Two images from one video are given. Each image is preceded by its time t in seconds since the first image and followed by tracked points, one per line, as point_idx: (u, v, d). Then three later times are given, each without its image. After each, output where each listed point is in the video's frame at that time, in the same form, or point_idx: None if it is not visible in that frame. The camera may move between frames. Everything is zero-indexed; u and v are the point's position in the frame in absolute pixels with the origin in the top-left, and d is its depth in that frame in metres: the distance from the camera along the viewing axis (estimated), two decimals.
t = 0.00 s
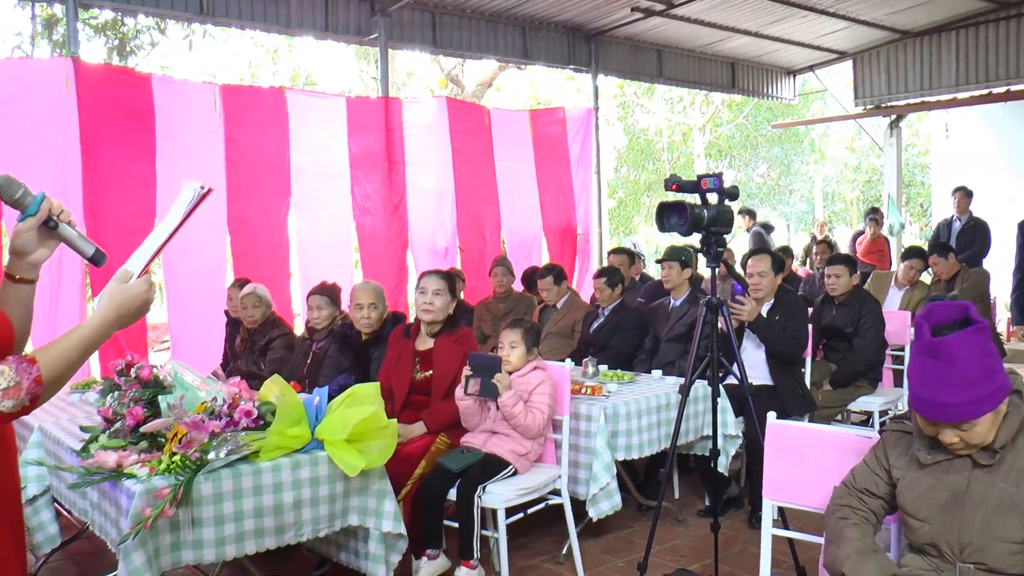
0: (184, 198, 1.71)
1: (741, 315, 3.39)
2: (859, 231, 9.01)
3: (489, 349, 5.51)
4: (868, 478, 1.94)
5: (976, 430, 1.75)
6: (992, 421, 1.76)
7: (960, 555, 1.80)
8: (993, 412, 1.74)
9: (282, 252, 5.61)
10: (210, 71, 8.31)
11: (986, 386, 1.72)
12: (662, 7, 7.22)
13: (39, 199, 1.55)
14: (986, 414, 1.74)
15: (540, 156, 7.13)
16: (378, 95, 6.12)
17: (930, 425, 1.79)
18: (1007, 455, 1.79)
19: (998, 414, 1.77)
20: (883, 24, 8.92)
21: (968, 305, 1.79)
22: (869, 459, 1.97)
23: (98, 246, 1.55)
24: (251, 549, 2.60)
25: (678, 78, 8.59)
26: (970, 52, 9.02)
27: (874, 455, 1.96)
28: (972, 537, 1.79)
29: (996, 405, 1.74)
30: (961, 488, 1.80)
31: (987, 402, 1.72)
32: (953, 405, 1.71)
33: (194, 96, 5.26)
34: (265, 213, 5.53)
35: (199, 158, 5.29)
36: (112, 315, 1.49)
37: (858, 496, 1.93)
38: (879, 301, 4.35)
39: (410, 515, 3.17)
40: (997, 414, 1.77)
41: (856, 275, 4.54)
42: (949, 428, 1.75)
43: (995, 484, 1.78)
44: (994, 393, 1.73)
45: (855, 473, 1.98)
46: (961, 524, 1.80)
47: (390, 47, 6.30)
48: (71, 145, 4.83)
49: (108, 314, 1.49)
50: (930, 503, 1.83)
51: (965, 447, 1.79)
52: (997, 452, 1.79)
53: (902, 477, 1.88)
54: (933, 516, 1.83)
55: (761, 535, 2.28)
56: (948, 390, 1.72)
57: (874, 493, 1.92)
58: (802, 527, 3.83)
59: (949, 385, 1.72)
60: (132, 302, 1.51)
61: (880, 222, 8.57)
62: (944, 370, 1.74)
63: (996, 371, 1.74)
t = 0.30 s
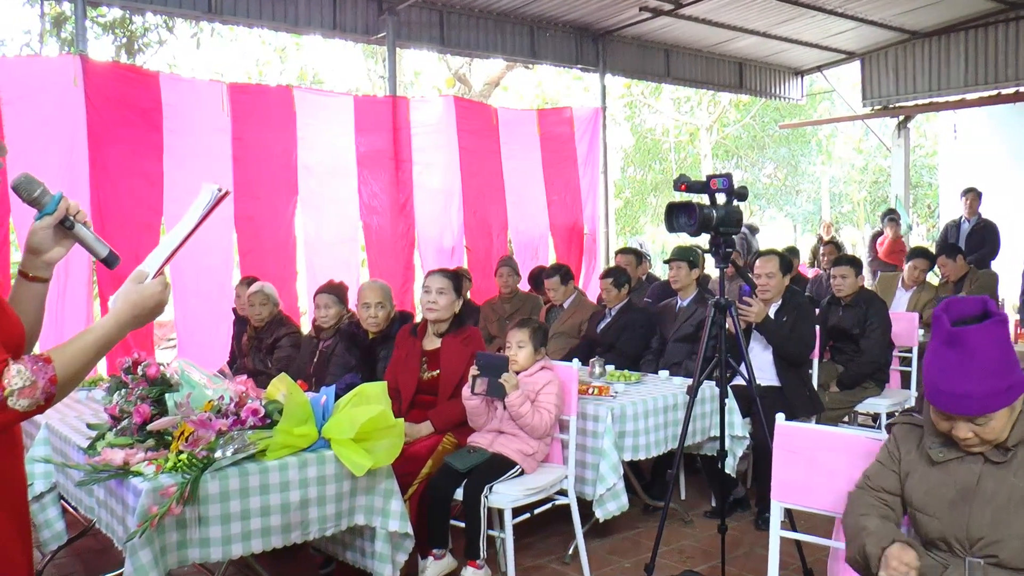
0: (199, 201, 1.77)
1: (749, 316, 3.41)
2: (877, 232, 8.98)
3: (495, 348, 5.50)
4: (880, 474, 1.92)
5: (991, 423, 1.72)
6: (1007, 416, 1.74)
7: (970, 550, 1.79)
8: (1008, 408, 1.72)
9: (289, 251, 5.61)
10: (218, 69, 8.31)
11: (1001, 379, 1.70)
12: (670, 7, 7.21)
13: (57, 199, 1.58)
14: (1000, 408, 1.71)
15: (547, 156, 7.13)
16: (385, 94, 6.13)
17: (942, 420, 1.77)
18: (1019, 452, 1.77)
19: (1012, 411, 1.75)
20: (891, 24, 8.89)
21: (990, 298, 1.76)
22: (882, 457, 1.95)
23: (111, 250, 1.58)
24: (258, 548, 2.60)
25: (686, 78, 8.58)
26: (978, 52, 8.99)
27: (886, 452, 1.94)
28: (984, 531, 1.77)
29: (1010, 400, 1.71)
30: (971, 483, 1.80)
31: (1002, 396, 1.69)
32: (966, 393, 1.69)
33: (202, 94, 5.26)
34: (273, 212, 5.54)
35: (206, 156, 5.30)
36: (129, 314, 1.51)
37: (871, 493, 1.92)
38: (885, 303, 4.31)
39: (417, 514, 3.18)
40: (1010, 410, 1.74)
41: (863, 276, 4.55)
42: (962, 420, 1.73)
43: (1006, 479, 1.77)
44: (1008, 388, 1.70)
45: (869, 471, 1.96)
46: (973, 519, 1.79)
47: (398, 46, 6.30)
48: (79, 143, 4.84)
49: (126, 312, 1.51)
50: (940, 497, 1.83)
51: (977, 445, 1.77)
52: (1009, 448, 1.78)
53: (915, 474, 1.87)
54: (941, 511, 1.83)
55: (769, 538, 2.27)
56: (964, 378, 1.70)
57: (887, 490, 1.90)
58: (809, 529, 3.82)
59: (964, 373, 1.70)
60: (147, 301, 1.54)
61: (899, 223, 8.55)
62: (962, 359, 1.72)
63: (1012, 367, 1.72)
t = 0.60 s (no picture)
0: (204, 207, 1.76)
1: (754, 318, 3.37)
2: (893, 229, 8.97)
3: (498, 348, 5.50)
4: (892, 491, 1.89)
5: (1008, 409, 1.71)
6: None
7: (979, 563, 1.78)
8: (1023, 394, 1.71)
9: (294, 250, 5.61)
10: (223, 67, 8.33)
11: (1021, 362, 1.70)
12: (676, 7, 7.21)
13: (62, 192, 1.57)
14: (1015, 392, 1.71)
15: (551, 155, 7.12)
16: (390, 93, 6.13)
17: (957, 403, 1.76)
18: None
19: None
20: (897, 25, 8.88)
21: None
22: (890, 473, 1.91)
23: (115, 242, 1.59)
24: (261, 546, 2.59)
25: (691, 78, 8.57)
26: (984, 54, 8.98)
27: (896, 466, 1.90)
28: (998, 544, 1.76)
29: None
30: (981, 493, 1.77)
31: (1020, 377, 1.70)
32: (982, 362, 1.71)
33: (207, 92, 5.26)
34: (277, 210, 5.54)
35: (211, 154, 5.30)
36: (130, 320, 1.52)
37: (885, 512, 1.88)
38: (890, 304, 4.31)
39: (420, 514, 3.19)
40: None
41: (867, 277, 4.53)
42: (976, 395, 1.73)
43: (1016, 488, 1.75)
44: None
45: (879, 489, 1.92)
46: (987, 532, 1.77)
47: (403, 45, 6.30)
48: (84, 141, 4.85)
49: (127, 318, 1.52)
50: (949, 509, 1.81)
51: (991, 435, 1.74)
52: (1018, 450, 1.75)
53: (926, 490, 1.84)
54: (951, 523, 1.81)
55: (774, 540, 2.26)
56: (983, 348, 1.73)
57: (900, 508, 1.87)
58: (813, 531, 3.82)
59: (986, 344, 1.73)
60: (148, 308, 1.55)
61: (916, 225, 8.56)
62: (980, 332, 1.75)
63: None
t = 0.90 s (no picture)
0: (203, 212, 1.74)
1: (755, 319, 3.33)
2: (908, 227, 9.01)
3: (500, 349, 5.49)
4: (898, 499, 1.92)
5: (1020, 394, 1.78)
6: None
7: (983, 568, 1.82)
8: None
9: (295, 249, 5.61)
10: (227, 67, 8.33)
11: None
12: (679, 8, 7.21)
13: (59, 184, 1.56)
14: None
15: (553, 156, 7.12)
16: (392, 92, 6.13)
17: (971, 386, 1.83)
18: None
19: None
20: (901, 27, 8.87)
21: None
22: (896, 480, 1.95)
23: (113, 235, 1.58)
24: (262, 545, 2.59)
25: (694, 79, 8.57)
26: (988, 56, 8.98)
27: (901, 473, 1.94)
28: (999, 549, 1.79)
29: None
30: (986, 499, 1.81)
31: None
32: (999, 343, 1.81)
33: (210, 91, 5.26)
34: (279, 209, 5.53)
35: (213, 153, 5.30)
36: (124, 322, 1.50)
37: (890, 520, 1.92)
38: (892, 306, 4.30)
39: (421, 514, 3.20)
40: None
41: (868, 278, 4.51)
42: (990, 375, 1.81)
43: (1020, 495, 1.78)
44: None
45: (885, 496, 1.96)
46: (988, 537, 1.81)
47: (406, 45, 6.29)
48: (86, 139, 4.85)
49: (121, 320, 1.50)
50: (954, 515, 1.84)
51: (1001, 424, 1.79)
52: (1020, 451, 1.80)
53: (930, 495, 1.88)
54: (956, 529, 1.84)
55: (776, 541, 2.26)
56: (1002, 331, 1.82)
57: (905, 515, 1.91)
58: (814, 533, 3.81)
59: (1006, 328, 1.83)
60: (143, 311, 1.53)
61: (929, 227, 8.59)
62: (1007, 321, 1.84)
63: None
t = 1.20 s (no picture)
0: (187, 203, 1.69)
1: (743, 319, 3.37)
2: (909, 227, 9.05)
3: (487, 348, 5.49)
4: (886, 500, 1.93)
5: (1010, 391, 1.81)
6: None
7: (970, 569, 1.82)
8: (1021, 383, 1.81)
9: (282, 248, 5.59)
10: (214, 65, 8.30)
11: None
12: (668, 9, 7.22)
13: (41, 182, 1.54)
14: (1016, 375, 1.81)
15: (541, 156, 7.12)
16: (380, 92, 6.12)
17: (960, 384, 1.86)
18: (1016, 463, 1.81)
19: None
20: (888, 29, 8.91)
21: None
22: (884, 482, 1.96)
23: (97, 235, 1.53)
24: (247, 546, 2.58)
25: (682, 80, 8.59)
26: (974, 59, 9.04)
27: (888, 475, 1.95)
28: (984, 550, 1.80)
29: None
30: (971, 500, 1.82)
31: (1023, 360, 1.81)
32: (986, 340, 1.83)
33: (197, 89, 5.23)
34: (266, 209, 5.51)
35: (201, 151, 5.27)
36: (108, 317, 1.45)
37: (878, 521, 1.93)
38: (878, 306, 4.31)
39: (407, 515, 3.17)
40: None
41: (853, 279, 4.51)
42: (979, 371, 1.83)
43: (1005, 496, 1.79)
44: None
45: (873, 498, 1.97)
46: (974, 538, 1.81)
47: (394, 44, 6.28)
48: (72, 137, 4.81)
49: (105, 315, 1.45)
50: (940, 516, 1.85)
51: (990, 422, 1.81)
52: (1006, 451, 1.81)
53: (917, 497, 1.89)
54: (941, 529, 1.85)
55: (762, 542, 2.26)
56: (993, 328, 1.84)
57: (892, 517, 1.92)
58: (800, 533, 3.82)
59: (996, 325, 1.84)
60: (127, 303, 1.48)
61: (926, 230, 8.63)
62: (999, 318, 1.85)
63: None
